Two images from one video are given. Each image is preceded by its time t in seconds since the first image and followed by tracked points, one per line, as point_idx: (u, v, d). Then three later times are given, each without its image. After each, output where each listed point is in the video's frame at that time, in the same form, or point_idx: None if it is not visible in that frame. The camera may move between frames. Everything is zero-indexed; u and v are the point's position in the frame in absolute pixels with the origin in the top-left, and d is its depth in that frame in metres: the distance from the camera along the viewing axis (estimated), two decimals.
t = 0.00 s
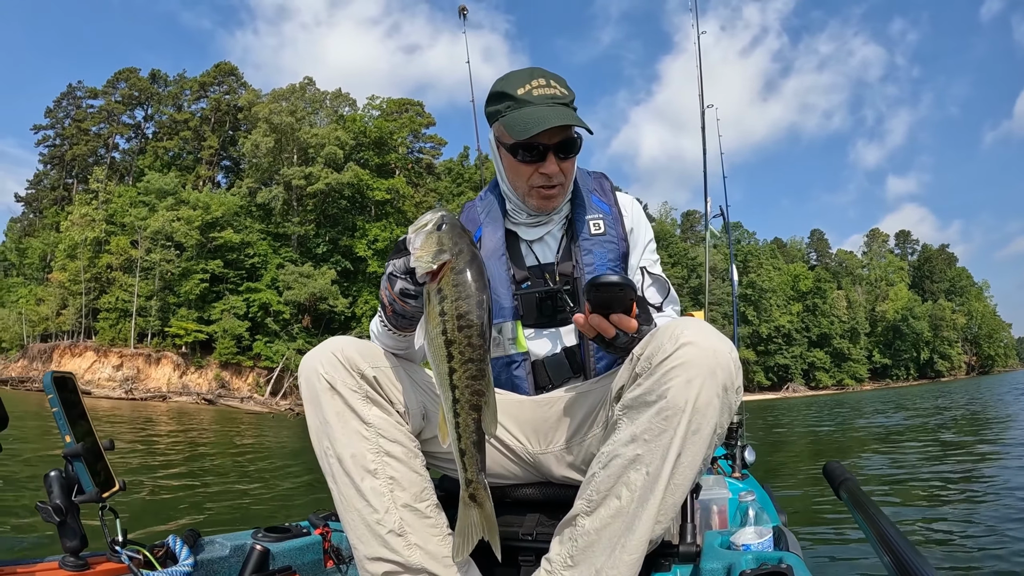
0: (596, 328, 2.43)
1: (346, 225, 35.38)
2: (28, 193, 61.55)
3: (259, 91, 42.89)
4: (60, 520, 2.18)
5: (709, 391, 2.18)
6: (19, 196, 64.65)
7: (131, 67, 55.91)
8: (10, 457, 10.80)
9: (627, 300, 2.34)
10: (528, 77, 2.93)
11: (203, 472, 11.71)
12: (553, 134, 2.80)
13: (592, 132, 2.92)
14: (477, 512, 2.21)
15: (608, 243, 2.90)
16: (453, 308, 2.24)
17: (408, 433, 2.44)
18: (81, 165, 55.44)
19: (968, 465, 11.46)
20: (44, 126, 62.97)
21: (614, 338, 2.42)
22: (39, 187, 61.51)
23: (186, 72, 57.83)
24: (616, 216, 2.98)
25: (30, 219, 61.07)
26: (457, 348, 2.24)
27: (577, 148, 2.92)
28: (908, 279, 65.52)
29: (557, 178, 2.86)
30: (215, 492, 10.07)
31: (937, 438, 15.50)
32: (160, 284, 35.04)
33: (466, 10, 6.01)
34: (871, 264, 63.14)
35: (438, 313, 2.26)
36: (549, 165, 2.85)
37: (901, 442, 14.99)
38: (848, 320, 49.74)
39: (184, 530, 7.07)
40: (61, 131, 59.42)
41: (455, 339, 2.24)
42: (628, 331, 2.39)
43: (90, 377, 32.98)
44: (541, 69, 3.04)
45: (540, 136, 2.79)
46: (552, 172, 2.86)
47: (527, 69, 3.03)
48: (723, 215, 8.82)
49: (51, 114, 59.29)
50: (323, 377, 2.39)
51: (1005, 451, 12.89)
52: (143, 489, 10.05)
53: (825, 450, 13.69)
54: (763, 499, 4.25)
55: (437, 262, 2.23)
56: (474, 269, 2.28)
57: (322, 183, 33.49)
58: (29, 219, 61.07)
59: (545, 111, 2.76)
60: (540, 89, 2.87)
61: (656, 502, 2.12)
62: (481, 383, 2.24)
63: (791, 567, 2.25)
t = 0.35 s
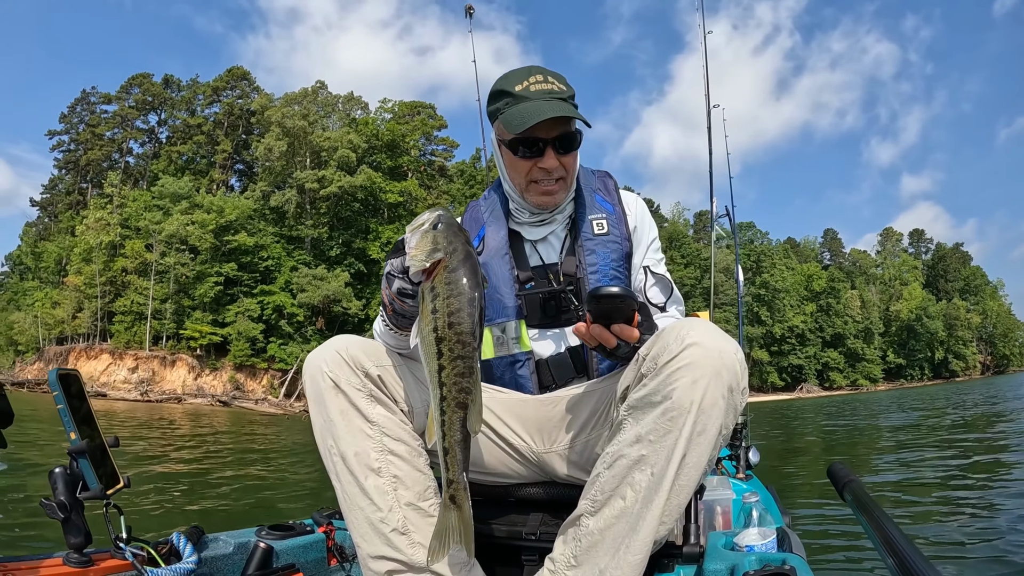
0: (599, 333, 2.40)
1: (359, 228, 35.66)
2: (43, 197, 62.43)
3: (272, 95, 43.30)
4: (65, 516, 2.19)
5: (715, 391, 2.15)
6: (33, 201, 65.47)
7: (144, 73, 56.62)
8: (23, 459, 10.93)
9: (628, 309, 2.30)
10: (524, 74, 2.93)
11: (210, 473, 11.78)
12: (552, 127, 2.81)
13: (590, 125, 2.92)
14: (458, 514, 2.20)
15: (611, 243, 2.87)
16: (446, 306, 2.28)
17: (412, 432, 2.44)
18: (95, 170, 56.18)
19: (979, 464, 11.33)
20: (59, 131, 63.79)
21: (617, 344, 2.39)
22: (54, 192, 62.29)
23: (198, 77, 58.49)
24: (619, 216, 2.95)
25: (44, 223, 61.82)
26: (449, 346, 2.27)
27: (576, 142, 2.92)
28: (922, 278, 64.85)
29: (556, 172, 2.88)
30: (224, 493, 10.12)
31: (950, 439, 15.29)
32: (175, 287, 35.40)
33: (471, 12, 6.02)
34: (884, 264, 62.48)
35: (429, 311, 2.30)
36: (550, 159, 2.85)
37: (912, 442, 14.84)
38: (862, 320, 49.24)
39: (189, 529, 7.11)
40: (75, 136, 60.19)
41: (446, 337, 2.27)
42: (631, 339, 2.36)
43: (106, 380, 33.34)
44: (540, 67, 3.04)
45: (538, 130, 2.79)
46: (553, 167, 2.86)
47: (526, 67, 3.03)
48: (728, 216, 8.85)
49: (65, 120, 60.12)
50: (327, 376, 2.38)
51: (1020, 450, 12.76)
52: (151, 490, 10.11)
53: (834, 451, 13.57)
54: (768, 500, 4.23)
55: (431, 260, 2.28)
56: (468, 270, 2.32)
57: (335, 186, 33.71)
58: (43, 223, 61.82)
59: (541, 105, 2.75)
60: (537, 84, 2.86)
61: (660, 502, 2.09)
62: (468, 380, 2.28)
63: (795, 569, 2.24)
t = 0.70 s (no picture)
0: (602, 337, 2.33)
1: (373, 229, 35.91)
2: (59, 200, 63.31)
3: (284, 98, 43.62)
4: (70, 518, 2.21)
5: (719, 392, 2.13)
6: (48, 204, 66.35)
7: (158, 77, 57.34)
8: (35, 460, 11.05)
9: (629, 312, 2.28)
10: (527, 68, 2.92)
11: (217, 474, 11.84)
12: (551, 115, 2.81)
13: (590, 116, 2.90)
14: (478, 521, 2.13)
15: (617, 244, 2.77)
16: (451, 313, 2.18)
17: (418, 434, 2.36)
18: (110, 173, 56.94)
19: (992, 464, 11.19)
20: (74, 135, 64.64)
21: (622, 347, 2.33)
22: (69, 195, 63.13)
23: (211, 81, 59.15)
24: (626, 216, 2.86)
25: (60, 226, 62.59)
26: (455, 354, 2.18)
27: (579, 133, 2.89)
28: (937, 277, 64.10)
29: (557, 162, 2.84)
30: (231, 493, 10.16)
31: (962, 438, 15.09)
32: (190, 290, 35.75)
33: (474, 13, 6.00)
34: (898, 263, 61.78)
35: (436, 319, 2.20)
36: (548, 148, 2.83)
37: (924, 442, 14.68)
38: (876, 319, 48.72)
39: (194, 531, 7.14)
40: (90, 140, 61.01)
41: (452, 344, 2.18)
42: (634, 341, 2.31)
43: (121, 381, 33.72)
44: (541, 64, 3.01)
45: (536, 117, 2.80)
46: (552, 155, 2.84)
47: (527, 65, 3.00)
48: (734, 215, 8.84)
49: (80, 124, 60.97)
50: (331, 377, 2.28)
51: None
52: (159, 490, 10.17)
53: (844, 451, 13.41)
54: (773, 502, 4.18)
55: (436, 267, 2.19)
56: (473, 275, 2.23)
57: (348, 188, 33.90)
58: (58, 226, 62.60)
59: (539, 93, 2.75)
60: (537, 78, 2.84)
61: (666, 502, 2.07)
62: (478, 388, 2.18)
63: (800, 569, 2.21)
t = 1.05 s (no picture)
0: (601, 338, 2.33)
1: (382, 229, 36.08)
2: (70, 202, 63.91)
3: (294, 100, 43.86)
4: (73, 519, 2.24)
5: (721, 393, 2.11)
6: (60, 206, 66.98)
7: (168, 79, 57.83)
8: (45, 460, 11.19)
9: (625, 309, 2.25)
10: (528, 70, 2.91)
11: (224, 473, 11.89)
12: (552, 119, 2.80)
13: (592, 118, 2.89)
14: (467, 527, 2.10)
15: (617, 245, 2.76)
16: (447, 320, 2.18)
17: (419, 435, 2.34)
18: (121, 175, 57.51)
19: (1002, 462, 11.09)
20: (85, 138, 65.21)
21: (621, 346, 2.32)
22: (80, 197, 63.72)
23: (221, 83, 59.61)
24: (627, 216, 2.85)
25: (71, 227, 63.17)
26: (450, 361, 2.18)
27: (580, 134, 2.89)
28: (948, 275, 63.47)
29: (558, 165, 2.83)
30: (236, 493, 10.19)
31: (970, 438, 14.95)
32: (201, 290, 36.00)
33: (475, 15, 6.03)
34: (908, 262, 61.22)
35: (432, 324, 2.20)
36: (548, 150, 2.82)
37: (933, 441, 14.56)
38: (886, 318, 48.28)
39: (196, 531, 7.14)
40: (100, 142, 61.61)
41: (448, 351, 2.18)
42: (633, 339, 2.30)
43: (134, 381, 34.02)
44: (542, 64, 3.01)
45: (536, 120, 2.80)
46: (553, 158, 2.83)
47: (528, 65, 2.99)
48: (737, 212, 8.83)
49: (91, 126, 61.59)
50: (332, 379, 2.27)
51: None
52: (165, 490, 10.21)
53: (849, 450, 13.32)
54: (775, 501, 4.17)
55: (432, 274, 2.20)
56: (470, 281, 2.22)
57: (358, 189, 34.02)
58: (70, 227, 63.17)
59: (539, 95, 2.74)
60: (539, 79, 2.83)
61: (667, 504, 2.06)
62: (471, 396, 2.18)
63: (803, 570, 2.20)
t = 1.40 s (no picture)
0: (598, 337, 2.31)
1: (390, 232, 36.24)
2: (78, 207, 64.44)
3: (300, 103, 44.08)
4: (72, 519, 2.27)
5: (720, 392, 2.10)
6: (68, 211, 67.52)
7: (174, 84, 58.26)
8: (53, 463, 11.31)
9: (622, 307, 2.23)
10: (524, 70, 2.91)
11: (228, 475, 11.95)
12: (548, 119, 2.79)
13: (588, 119, 2.88)
14: (465, 523, 2.09)
15: (615, 241, 2.76)
16: (442, 316, 2.19)
17: (419, 435, 2.34)
18: (129, 180, 57.99)
19: (1009, 459, 11.04)
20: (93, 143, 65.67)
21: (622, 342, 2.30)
22: (88, 202, 64.22)
23: (227, 87, 59.99)
24: (624, 214, 2.85)
25: (79, 232, 63.68)
26: (445, 357, 2.18)
27: (577, 135, 2.88)
28: (956, 271, 63.08)
29: (554, 165, 2.82)
30: (236, 496, 10.17)
31: (977, 434, 14.85)
32: (209, 294, 36.20)
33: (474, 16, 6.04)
34: (917, 258, 60.77)
35: (427, 321, 2.20)
36: (544, 152, 2.82)
37: (941, 439, 14.43)
38: (895, 316, 47.95)
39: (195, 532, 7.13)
40: (108, 147, 62.10)
41: (442, 347, 2.18)
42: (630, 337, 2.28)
43: (143, 384, 34.25)
44: (538, 65, 3.00)
45: (533, 121, 2.79)
46: (549, 159, 2.82)
47: (524, 66, 2.99)
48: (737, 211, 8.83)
49: (99, 132, 62.10)
50: (332, 379, 2.27)
51: None
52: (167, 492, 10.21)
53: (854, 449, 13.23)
54: (775, 500, 4.15)
55: (426, 270, 2.20)
56: (465, 277, 2.23)
57: (365, 192, 34.15)
58: (78, 232, 63.69)
59: (534, 98, 2.74)
60: (534, 80, 2.83)
61: (666, 504, 2.05)
62: (466, 390, 2.17)
63: (802, 570, 2.20)
